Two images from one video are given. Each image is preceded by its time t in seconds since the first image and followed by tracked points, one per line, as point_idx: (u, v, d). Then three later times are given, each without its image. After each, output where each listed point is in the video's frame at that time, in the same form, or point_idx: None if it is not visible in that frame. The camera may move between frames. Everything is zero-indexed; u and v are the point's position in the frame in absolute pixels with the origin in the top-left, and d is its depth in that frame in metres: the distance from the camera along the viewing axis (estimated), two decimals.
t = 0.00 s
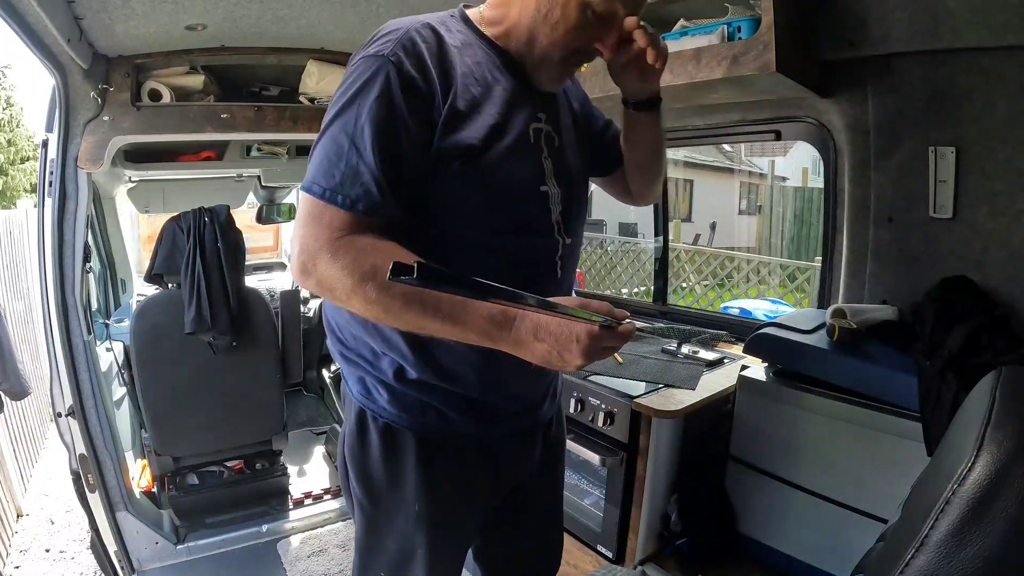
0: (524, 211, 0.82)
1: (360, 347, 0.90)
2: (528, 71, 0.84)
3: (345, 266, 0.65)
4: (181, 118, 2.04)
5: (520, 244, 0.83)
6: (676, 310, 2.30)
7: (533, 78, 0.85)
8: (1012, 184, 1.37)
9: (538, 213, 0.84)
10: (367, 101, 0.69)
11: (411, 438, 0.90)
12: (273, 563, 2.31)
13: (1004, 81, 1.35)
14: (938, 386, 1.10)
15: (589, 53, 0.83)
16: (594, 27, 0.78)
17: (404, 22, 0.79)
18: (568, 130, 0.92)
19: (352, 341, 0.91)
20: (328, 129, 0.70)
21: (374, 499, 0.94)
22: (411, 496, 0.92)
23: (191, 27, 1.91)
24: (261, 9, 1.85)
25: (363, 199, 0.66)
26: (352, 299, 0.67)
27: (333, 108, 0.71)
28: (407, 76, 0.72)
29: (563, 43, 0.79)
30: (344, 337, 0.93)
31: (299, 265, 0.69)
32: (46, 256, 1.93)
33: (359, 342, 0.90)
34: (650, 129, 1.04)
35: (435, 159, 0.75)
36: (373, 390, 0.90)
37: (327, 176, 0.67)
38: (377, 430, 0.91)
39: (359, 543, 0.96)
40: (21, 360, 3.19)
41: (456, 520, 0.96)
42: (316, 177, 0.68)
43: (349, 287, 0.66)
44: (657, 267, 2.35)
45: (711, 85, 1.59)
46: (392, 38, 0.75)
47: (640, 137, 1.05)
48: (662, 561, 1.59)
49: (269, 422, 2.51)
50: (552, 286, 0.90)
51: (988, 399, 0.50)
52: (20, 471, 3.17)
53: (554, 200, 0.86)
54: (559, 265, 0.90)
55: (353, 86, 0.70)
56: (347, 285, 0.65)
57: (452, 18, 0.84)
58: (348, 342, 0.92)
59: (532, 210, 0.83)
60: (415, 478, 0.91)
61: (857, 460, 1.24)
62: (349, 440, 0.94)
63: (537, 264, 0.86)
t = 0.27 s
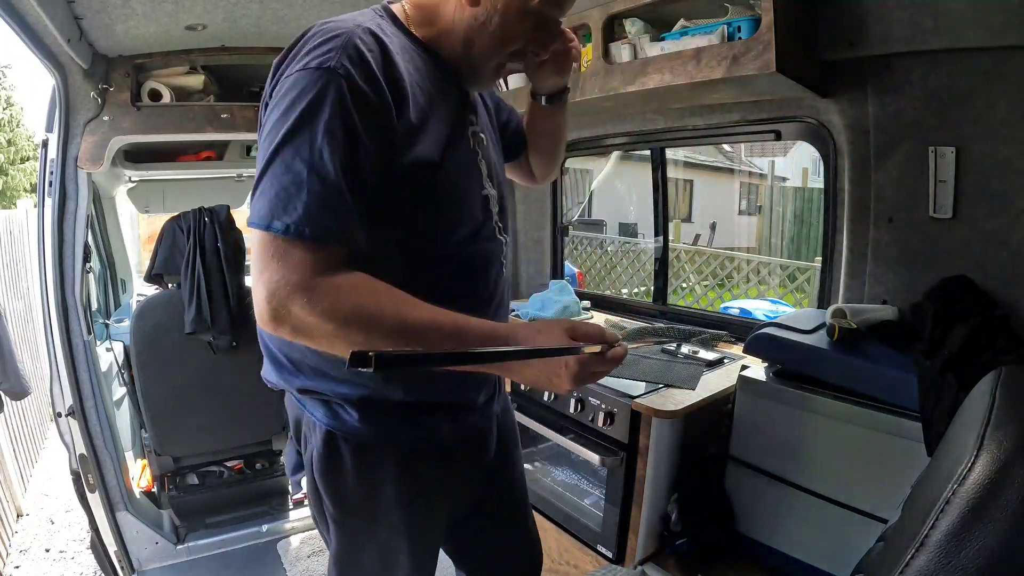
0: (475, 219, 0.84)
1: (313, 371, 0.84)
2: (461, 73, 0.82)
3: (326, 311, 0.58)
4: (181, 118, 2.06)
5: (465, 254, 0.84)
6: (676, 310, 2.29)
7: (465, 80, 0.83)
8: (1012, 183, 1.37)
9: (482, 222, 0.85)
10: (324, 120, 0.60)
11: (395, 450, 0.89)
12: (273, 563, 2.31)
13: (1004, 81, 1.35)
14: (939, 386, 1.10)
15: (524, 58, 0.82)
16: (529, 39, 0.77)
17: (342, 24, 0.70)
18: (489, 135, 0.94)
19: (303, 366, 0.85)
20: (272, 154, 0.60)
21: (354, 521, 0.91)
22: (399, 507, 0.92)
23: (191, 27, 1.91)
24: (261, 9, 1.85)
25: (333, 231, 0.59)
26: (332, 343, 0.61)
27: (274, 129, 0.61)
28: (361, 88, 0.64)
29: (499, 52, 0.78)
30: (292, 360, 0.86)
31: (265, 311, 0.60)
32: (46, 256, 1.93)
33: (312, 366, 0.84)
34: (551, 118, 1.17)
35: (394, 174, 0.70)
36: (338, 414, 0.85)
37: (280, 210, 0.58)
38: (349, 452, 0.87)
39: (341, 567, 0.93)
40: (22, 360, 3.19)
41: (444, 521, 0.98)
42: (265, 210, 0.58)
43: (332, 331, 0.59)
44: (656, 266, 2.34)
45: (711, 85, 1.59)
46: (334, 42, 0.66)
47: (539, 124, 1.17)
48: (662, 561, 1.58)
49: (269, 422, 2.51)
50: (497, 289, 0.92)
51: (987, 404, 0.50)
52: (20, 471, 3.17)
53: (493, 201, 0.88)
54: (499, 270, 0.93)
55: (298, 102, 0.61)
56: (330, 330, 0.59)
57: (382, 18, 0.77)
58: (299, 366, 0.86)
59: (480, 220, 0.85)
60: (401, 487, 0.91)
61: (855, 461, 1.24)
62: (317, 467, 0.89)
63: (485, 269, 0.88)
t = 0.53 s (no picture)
0: (433, 222, 0.87)
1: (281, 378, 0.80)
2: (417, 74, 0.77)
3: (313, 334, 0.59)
4: (182, 118, 2.09)
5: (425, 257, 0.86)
6: (676, 310, 2.32)
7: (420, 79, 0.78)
8: (1011, 183, 1.37)
9: (439, 227, 0.88)
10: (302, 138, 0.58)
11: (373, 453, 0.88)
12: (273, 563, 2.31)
13: (1004, 81, 1.35)
14: (938, 386, 1.10)
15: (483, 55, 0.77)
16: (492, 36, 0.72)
17: (310, 28, 0.67)
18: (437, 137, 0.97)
19: (268, 377, 0.80)
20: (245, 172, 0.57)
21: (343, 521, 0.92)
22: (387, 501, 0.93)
23: (191, 27, 1.91)
24: (261, 10, 1.85)
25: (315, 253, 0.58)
26: (316, 362, 0.61)
27: (244, 143, 0.58)
28: (337, 101, 0.62)
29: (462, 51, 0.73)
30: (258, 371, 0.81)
31: (246, 333, 0.59)
32: (46, 256, 1.93)
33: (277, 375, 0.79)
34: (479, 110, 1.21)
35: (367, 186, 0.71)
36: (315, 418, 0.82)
37: (257, 232, 0.56)
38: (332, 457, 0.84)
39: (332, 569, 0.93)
40: (21, 360, 3.19)
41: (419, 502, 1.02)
42: (241, 232, 0.56)
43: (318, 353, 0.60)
44: (657, 267, 2.37)
45: (711, 85, 1.59)
46: (304, 49, 0.63)
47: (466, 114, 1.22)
48: (662, 561, 1.59)
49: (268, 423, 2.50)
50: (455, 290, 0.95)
51: (987, 407, 0.49)
52: (20, 471, 3.18)
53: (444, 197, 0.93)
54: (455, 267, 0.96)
55: (270, 116, 0.58)
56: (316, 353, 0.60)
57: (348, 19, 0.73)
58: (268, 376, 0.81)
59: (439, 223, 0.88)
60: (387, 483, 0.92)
61: (852, 461, 1.25)
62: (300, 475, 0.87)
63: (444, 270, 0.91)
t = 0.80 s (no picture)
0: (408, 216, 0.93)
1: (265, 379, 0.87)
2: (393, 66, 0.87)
3: (285, 337, 0.64)
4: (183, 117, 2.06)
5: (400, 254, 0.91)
6: (676, 310, 2.27)
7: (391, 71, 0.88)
8: (1011, 184, 1.37)
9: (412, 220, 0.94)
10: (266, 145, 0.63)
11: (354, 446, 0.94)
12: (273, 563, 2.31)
13: (1004, 81, 1.35)
14: (938, 386, 1.10)
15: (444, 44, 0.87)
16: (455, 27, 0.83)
17: (274, 34, 0.72)
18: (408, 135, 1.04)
19: (254, 378, 0.87)
20: (213, 176, 0.63)
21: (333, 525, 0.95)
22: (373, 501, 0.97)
23: (191, 27, 1.91)
24: (261, 9, 1.85)
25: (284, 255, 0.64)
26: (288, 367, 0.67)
27: (213, 150, 0.64)
28: (301, 106, 0.68)
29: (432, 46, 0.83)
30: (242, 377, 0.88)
31: (219, 340, 0.64)
32: (46, 255, 1.93)
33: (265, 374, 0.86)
34: (441, 102, 1.36)
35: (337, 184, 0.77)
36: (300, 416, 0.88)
37: (228, 235, 0.61)
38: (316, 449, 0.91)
39: (321, 571, 0.97)
40: (21, 360, 3.19)
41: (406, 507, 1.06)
42: (212, 233, 0.62)
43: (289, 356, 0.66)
44: (657, 267, 2.31)
45: (711, 85, 1.59)
46: (269, 56, 0.68)
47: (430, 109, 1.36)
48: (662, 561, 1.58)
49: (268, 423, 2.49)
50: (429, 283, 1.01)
51: (986, 407, 0.49)
52: (20, 471, 3.18)
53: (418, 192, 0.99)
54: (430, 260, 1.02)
55: (236, 125, 0.64)
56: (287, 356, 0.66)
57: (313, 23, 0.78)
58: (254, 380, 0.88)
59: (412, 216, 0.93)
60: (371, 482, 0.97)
61: (853, 461, 1.24)
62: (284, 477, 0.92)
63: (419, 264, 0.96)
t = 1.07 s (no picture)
0: (379, 206, 0.96)
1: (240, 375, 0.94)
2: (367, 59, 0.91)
3: (259, 331, 0.68)
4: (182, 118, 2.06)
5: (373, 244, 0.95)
6: (676, 310, 2.28)
7: (368, 64, 0.93)
8: (1011, 184, 1.37)
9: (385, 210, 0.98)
10: (226, 148, 0.68)
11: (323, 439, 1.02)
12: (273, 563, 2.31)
13: (1004, 81, 1.35)
14: (939, 385, 1.10)
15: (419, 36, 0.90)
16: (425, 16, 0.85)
17: (234, 40, 0.76)
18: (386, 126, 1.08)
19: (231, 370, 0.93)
20: (183, 180, 0.67)
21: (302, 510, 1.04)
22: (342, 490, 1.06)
23: (191, 27, 1.91)
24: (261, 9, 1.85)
25: (251, 251, 0.67)
26: (265, 359, 0.71)
27: (180, 155, 0.68)
28: (260, 105, 0.71)
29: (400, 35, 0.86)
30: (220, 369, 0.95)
31: (200, 337, 0.69)
32: (46, 255, 1.93)
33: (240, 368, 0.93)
34: (438, 90, 1.35)
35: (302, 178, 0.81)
36: (271, 411, 0.96)
37: (198, 236, 0.66)
38: (286, 440, 0.99)
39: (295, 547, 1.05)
40: (22, 360, 3.19)
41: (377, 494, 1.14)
42: (185, 236, 0.67)
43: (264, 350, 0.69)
44: (656, 267, 2.34)
45: (710, 85, 1.59)
46: (226, 62, 0.72)
47: (429, 98, 1.37)
48: (662, 561, 1.59)
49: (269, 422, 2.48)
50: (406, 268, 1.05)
51: (986, 408, 0.49)
52: (20, 471, 3.18)
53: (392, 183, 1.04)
54: (407, 250, 1.06)
55: (201, 129, 0.68)
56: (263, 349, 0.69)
57: (273, 23, 0.82)
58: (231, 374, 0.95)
59: (384, 206, 0.97)
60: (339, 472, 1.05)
61: (853, 461, 1.24)
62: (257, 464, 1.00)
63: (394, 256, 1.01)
